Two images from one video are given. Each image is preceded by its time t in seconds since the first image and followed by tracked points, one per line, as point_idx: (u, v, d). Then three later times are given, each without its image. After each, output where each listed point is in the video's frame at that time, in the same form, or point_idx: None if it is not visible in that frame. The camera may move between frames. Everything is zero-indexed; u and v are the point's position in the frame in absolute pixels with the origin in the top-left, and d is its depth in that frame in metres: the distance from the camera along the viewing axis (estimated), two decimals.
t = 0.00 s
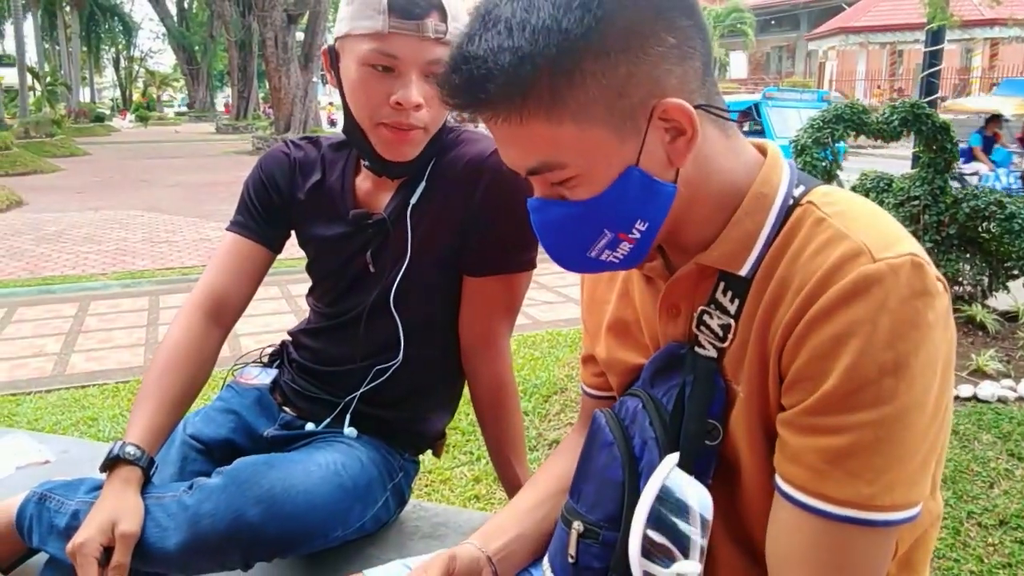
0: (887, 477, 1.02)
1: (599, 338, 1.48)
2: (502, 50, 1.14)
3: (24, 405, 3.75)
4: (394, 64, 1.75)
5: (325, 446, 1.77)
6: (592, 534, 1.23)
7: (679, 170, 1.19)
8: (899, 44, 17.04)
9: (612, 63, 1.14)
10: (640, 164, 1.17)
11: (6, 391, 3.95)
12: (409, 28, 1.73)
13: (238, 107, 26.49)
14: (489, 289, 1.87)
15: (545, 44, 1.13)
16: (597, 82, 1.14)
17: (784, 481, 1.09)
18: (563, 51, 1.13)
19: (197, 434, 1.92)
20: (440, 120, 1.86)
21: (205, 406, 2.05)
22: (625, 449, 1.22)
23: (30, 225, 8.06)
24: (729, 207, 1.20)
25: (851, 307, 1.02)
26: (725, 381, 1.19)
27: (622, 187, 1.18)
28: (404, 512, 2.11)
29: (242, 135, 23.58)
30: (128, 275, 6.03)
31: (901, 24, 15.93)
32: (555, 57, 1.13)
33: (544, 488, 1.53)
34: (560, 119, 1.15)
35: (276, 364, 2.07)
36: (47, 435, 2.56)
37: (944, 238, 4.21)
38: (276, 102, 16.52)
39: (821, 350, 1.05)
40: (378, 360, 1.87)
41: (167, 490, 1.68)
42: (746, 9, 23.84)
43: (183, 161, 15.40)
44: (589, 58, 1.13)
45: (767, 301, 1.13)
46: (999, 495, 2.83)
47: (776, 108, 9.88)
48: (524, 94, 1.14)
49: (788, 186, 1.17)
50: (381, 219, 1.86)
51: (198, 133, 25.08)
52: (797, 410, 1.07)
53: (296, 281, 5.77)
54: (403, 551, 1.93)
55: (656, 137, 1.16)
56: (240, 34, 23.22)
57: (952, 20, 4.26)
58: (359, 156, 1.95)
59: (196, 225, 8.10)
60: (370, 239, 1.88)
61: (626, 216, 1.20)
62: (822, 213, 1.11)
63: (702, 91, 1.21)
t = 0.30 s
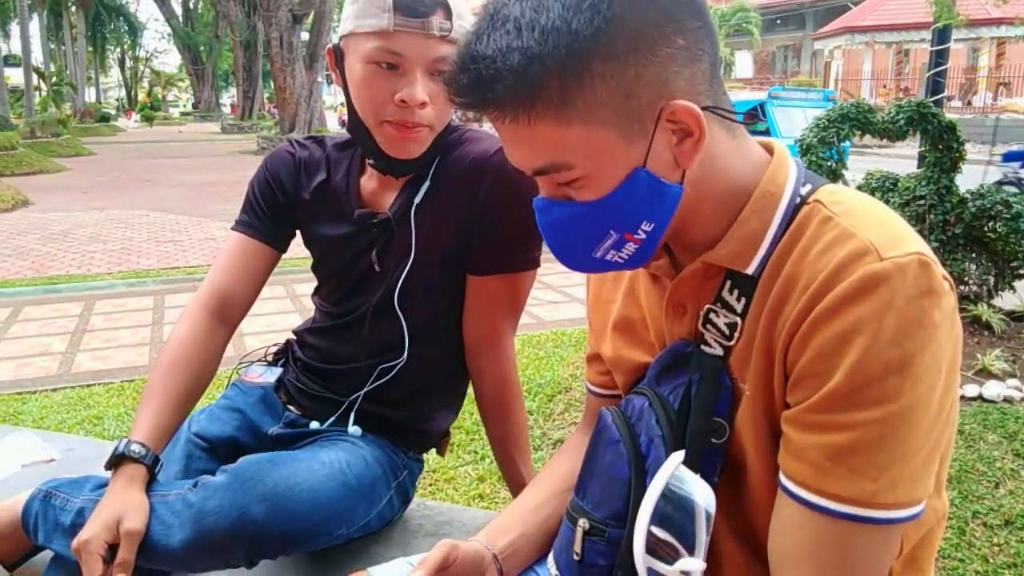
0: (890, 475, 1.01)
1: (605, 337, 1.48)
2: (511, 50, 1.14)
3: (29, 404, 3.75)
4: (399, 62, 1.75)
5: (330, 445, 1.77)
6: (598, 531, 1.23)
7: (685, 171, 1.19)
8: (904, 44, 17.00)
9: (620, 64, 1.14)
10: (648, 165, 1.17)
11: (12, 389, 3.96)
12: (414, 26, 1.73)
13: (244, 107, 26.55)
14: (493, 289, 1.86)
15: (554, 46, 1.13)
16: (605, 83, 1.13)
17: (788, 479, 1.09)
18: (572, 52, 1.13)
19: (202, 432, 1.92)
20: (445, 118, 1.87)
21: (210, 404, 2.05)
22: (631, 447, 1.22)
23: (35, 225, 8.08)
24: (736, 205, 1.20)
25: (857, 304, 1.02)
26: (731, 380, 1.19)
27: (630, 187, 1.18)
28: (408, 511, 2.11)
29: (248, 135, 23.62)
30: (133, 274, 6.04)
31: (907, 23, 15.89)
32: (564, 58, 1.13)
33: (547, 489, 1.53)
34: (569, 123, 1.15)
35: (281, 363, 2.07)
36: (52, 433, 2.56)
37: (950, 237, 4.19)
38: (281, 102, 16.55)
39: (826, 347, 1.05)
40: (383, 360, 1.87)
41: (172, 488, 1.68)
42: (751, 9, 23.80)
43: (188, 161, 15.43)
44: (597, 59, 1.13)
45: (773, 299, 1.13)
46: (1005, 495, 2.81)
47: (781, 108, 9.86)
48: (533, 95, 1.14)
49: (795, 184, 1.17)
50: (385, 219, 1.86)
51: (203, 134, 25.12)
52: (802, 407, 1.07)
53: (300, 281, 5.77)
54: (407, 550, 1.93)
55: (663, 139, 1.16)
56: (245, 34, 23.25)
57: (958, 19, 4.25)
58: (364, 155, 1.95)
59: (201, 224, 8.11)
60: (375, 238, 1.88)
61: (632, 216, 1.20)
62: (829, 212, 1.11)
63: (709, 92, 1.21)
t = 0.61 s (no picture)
0: (903, 477, 1.00)
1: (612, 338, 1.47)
2: (527, 35, 1.14)
3: (34, 403, 3.76)
4: (403, 60, 1.75)
5: (335, 445, 1.77)
6: (604, 533, 1.22)
7: (692, 173, 1.18)
8: (910, 44, 16.96)
9: (634, 62, 1.13)
10: (654, 165, 1.16)
11: (17, 389, 3.97)
12: (418, 24, 1.73)
13: (248, 107, 26.60)
14: (498, 289, 1.86)
15: (570, 35, 1.12)
16: (619, 78, 1.13)
17: (798, 481, 1.08)
18: (588, 43, 1.12)
19: (207, 432, 1.91)
20: (450, 118, 1.86)
21: (215, 404, 2.05)
22: (639, 449, 1.21)
23: (41, 225, 8.09)
24: (746, 206, 1.19)
25: (870, 306, 1.01)
26: (741, 381, 1.18)
27: (634, 187, 1.17)
28: (413, 511, 2.11)
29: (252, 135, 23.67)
30: (138, 274, 6.05)
31: (913, 23, 15.85)
32: (578, 48, 1.12)
33: (553, 488, 1.53)
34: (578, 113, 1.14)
35: (286, 363, 2.07)
36: (57, 433, 2.56)
37: (956, 238, 4.17)
38: (286, 102, 16.58)
39: (838, 348, 1.04)
40: (388, 360, 1.87)
41: (176, 488, 1.67)
42: (756, 9, 23.77)
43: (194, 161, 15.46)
44: (612, 53, 1.12)
45: (784, 301, 1.12)
46: (1013, 497, 2.80)
47: (787, 107, 9.84)
48: (545, 83, 1.13)
49: (806, 184, 1.16)
50: (390, 219, 1.86)
51: (208, 133, 25.16)
52: (814, 409, 1.06)
53: (305, 281, 5.77)
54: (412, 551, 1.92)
55: (671, 140, 1.16)
56: (250, 34, 23.29)
57: (964, 20, 4.24)
58: (369, 156, 1.95)
59: (206, 224, 8.12)
60: (380, 240, 1.87)
61: (636, 216, 1.19)
62: (841, 213, 1.10)
63: (721, 95, 1.19)
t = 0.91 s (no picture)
0: (916, 480, 1.00)
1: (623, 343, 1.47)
2: (556, 18, 1.15)
3: (41, 403, 3.76)
4: (412, 60, 1.75)
5: (342, 446, 1.76)
6: (617, 536, 1.24)
7: (699, 182, 1.19)
8: (915, 44, 16.92)
9: (661, 66, 1.13)
10: (660, 168, 1.18)
11: (23, 389, 3.97)
12: (426, 24, 1.73)
13: (253, 108, 26.64)
14: (506, 288, 1.85)
15: (600, 25, 1.12)
16: (644, 74, 1.13)
17: (811, 485, 1.07)
18: (618, 34, 1.12)
19: (214, 433, 1.91)
20: (459, 118, 1.87)
21: (221, 405, 2.05)
22: (653, 451, 1.22)
23: (46, 225, 8.10)
24: (757, 209, 1.19)
25: (882, 308, 1.01)
26: (753, 385, 1.17)
27: (640, 186, 1.19)
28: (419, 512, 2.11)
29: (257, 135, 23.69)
30: (144, 274, 6.06)
31: (918, 24, 15.81)
32: (607, 42, 1.12)
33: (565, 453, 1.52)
34: (597, 101, 1.15)
35: (293, 364, 2.07)
36: (64, 433, 2.56)
37: (963, 239, 4.14)
38: (291, 103, 16.60)
39: (851, 350, 1.03)
40: (396, 361, 1.87)
41: (184, 489, 1.67)
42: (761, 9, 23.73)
43: (198, 162, 15.48)
44: (640, 52, 1.12)
45: (795, 303, 1.12)
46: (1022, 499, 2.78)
47: (793, 108, 9.82)
48: (569, 66, 1.14)
49: (817, 186, 1.16)
50: (398, 219, 1.85)
51: (213, 134, 25.20)
52: (826, 412, 1.06)
53: (310, 281, 5.78)
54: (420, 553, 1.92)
55: (684, 147, 1.17)
56: (254, 35, 23.32)
57: (972, 20, 4.22)
58: (376, 156, 1.94)
59: (211, 225, 8.13)
60: (388, 240, 1.87)
61: (635, 216, 1.22)
62: (853, 214, 1.10)
63: (742, 110, 1.19)
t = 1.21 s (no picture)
0: (936, 487, 1.02)
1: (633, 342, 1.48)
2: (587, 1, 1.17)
3: (49, 400, 3.78)
4: (422, 57, 1.76)
5: (351, 444, 1.77)
6: (626, 537, 1.25)
7: (719, 175, 1.20)
8: (922, 44, 16.89)
9: (688, 56, 1.15)
10: (681, 159, 1.19)
11: (31, 386, 3.99)
12: (437, 21, 1.73)
13: (259, 107, 26.69)
14: (515, 286, 1.86)
15: (631, 9, 1.14)
16: (670, 63, 1.15)
17: (829, 491, 1.09)
18: (648, 20, 1.14)
19: (223, 430, 1.93)
20: (469, 117, 1.87)
21: (230, 403, 2.07)
22: (662, 452, 1.23)
23: (53, 224, 8.13)
24: (774, 212, 1.20)
25: (905, 315, 1.03)
26: (768, 388, 1.19)
27: (659, 176, 1.20)
28: (426, 510, 2.12)
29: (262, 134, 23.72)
30: (150, 272, 6.08)
31: (924, 23, 15.78)
32: (639, 27, 1.14)
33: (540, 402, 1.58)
34: (622, 86, 1.16)
35: (301, 362, 2.07)
36: (73, 430, 2.58)
37: (970, 239, 4.13)
38: (296, 103, 16.63)
39: (873, 357, 1.05)
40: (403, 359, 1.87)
41: (194, 486, 1.68)
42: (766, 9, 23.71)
43: (204, 161, 15.50)
44: (669, 41, 1.14)
45: (815, 307, 1.13)
46: None
47: (799, 107, 9.81)
48: (596, 50, 1.16)
49: (837, 188, 1.17)
50: (407, 218, 1.86)
51: (218, 133, 25.23)
52: (846, 417, 1.08)
53: (316, 280, 5.79)
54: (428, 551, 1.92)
55: (707, 139, 1.18)
56: (260, 35, 23.37)
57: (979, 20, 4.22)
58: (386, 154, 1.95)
59: (216, 223, 8.15)
60: (396, 238, 1.88)
61: (651, 205, 1.23)
62: (874, 218, 1.11)
63: (768, 108, 1.21)
